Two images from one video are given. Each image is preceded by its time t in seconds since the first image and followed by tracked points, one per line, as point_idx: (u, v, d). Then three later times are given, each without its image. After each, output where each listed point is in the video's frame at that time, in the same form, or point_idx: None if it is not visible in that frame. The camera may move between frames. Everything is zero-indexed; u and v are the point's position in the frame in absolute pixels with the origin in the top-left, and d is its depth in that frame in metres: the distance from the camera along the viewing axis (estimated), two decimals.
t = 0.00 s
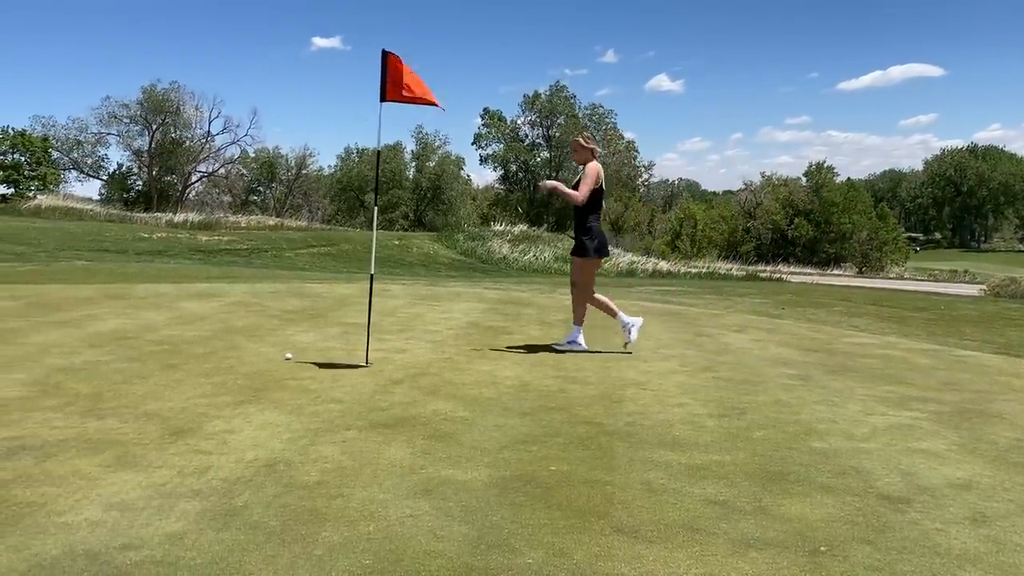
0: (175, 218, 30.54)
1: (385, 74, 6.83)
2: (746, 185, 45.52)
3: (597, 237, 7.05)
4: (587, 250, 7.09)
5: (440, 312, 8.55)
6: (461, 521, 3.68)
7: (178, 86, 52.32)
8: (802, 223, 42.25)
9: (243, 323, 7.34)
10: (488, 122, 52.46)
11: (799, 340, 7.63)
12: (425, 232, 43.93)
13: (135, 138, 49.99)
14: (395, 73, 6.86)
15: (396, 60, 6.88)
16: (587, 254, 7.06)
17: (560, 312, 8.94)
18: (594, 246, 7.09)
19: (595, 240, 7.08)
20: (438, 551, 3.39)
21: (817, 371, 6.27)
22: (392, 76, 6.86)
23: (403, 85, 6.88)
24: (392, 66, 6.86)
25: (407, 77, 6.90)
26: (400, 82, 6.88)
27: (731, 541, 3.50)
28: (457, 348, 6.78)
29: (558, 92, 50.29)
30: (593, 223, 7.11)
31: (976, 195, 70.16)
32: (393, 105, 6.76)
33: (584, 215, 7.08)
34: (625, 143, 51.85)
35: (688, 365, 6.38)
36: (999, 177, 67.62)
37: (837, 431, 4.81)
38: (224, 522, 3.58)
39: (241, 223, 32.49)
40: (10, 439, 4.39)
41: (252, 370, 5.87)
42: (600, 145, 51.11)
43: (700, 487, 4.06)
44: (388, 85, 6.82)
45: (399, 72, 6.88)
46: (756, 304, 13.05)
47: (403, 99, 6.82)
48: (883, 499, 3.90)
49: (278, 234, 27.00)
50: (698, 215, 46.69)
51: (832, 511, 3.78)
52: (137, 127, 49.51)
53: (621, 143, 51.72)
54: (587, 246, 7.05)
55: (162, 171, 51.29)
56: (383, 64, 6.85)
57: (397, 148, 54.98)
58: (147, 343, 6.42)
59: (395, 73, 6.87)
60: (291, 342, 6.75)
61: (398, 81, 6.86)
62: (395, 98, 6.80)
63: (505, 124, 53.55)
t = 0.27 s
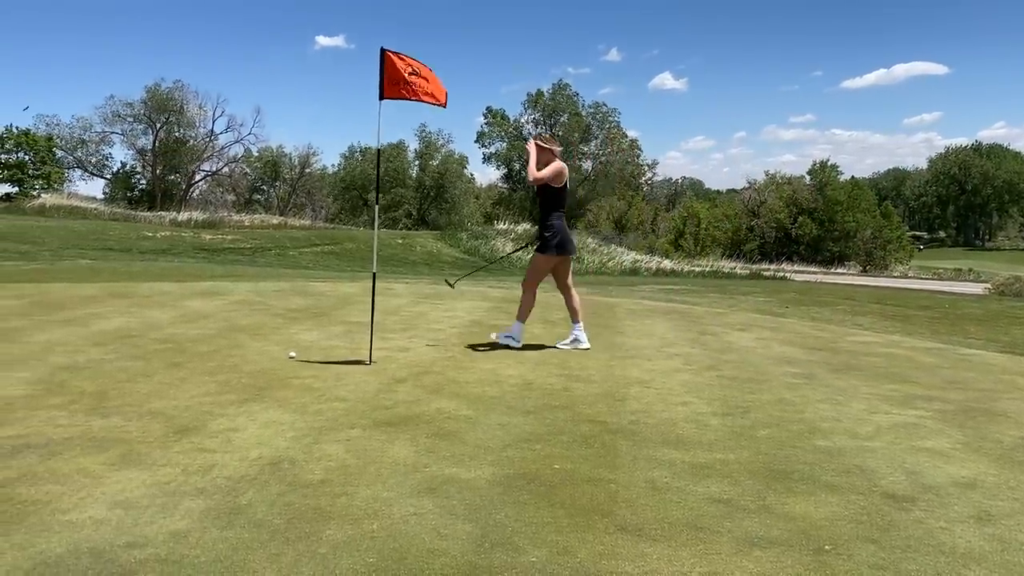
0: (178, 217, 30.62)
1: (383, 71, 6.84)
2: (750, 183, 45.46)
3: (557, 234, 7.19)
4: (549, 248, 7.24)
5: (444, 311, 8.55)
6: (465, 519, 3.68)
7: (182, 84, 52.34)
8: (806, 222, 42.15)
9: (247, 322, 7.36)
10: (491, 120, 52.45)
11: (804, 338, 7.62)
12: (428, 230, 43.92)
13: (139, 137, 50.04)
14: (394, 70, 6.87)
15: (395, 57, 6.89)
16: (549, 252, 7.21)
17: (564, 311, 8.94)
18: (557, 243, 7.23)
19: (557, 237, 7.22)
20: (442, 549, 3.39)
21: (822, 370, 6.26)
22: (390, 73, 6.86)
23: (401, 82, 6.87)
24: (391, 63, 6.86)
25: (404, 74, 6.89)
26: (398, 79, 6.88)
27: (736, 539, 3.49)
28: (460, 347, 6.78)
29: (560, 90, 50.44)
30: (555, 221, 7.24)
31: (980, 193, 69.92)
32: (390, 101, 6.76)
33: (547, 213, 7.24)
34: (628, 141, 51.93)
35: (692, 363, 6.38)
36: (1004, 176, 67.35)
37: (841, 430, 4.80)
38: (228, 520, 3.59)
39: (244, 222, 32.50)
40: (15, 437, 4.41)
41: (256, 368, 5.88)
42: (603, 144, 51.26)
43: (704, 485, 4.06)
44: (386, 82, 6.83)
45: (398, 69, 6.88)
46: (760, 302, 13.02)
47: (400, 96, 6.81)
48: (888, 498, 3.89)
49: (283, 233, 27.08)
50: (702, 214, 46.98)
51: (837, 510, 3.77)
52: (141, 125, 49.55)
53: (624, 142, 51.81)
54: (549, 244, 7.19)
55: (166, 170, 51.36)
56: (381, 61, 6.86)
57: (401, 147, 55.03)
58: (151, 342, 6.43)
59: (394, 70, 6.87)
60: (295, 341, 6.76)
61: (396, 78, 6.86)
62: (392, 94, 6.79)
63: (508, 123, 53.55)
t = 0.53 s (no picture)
0: (181, 215, 30.64)
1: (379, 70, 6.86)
2: (752, 181, 45.45)
3: (514, 233, 7.08)
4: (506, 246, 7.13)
5: (446, 309, 8.55)
6: (467, 518, 3.69)
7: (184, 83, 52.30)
8: (808, 220, 42.28)
9: (250, 320, 7.37)
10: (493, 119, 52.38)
11: (806, 337, 7.61)
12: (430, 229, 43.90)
13: (141, 136, 50.04)
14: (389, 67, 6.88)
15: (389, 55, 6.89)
16: (507, 251, 7.11)
17: (566, 309, 8.94)
18: (514, 241, 7.14)
19: (514, 235, 7.13)
20: (444, 548, 3.39)
21: (824, 368, 6.26)
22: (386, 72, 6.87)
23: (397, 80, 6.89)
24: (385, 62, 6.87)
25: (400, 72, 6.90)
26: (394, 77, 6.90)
27: (738, 538, 3.50)
28: (462, 345, 6.78)
29: (563, 89, 49.92)
30: (512, 219, 7.12)
31: (983, 191, 69.85)
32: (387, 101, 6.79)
33: (503, 211, 7.09)
34: (629, 140, 52.09)
35: (695, 361, 6.38)
36: (1007, 173, 67.23)
37: (844, 428, 4.80)
38: (231, 518, 3.59)
39: (247, 220, 32.54)
40: (17, 435, 4.41)
41: (258, 366, 5.88)
42: (605, 142, 51.67)
43: (706, 484, 4.06)
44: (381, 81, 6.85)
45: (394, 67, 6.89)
46: (762, 301, 13.01)
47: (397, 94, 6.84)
48: (891, 496, 3.89)
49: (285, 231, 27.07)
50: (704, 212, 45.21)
51: (840, 508, 3.77)
52: (143, 124, 49.52)
53: (626, 140, 51.84)
54: (507, 243, 7.09)
55: (169, 168, 51.36)
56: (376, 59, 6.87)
57: (403, 146, 55.02)
58: (154, 340, 6.44)
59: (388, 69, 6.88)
60: (298, 339, 6.77)
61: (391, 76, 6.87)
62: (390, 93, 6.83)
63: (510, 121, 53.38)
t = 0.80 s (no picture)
0: (182, 214, 30.67)
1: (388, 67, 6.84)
2: (753, 180, 45.54)
3: (480, 229, 6.88)
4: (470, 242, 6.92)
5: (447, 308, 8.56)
6: (468, 516, 3.69)
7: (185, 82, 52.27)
8: (809, 219, 42.28)
9: (251, 319, 7.37)
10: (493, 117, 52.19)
11: (807, 335, 7.61)
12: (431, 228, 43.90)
13: (142, 135, 50.06)
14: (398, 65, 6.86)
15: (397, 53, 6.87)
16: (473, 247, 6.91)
17: (567, 308, 8.95)
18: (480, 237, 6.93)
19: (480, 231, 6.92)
20: (445, 546, 3.40)
21: (825, 366, 6.25)
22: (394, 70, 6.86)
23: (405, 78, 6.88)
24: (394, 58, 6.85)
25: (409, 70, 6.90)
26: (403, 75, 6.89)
27: (739, 535, 3.50)
28: (463, 344, 6.79)
29: (563, 86, 50.13)
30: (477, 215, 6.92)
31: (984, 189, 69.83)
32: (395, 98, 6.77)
33: (467, 207, 6.89)
34: (630, 138, 52.07)
35: (695, 360, 6.38)
36: (1008, 172, 67.28)
37: (845, 427, 4.79)
38: (232, 517, 3.59)
39: (248, 218, 32.54)
40: (19, 433, 4.42)
41: (259, 365, 5.88)
42: (606, 141, 51.64)
43: (707, 482, 4.05)
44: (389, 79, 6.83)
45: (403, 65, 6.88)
46: (763, 299, 13.00)
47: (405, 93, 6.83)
48: (892, 494, 3.89)
49: (286, 230, 27.07)
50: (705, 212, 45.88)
51: (841, 507, 3.76)
52: (144, 123, 49.50)
53: (627, 138, 51.84)
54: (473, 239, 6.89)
55: (170, 167, 51.34)
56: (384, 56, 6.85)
57: (404, 144, 55.00)
58: (155, 339, 6.44)
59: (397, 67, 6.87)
60: (298, 337, 6.77)
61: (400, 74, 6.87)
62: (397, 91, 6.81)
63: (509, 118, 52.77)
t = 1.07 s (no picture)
0: (182, 212, 30.71)
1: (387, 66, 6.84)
2: (754, 178, 45.69)
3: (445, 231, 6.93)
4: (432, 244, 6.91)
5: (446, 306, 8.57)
6: (467, 514, 3.69)
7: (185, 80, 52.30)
8: (809, 217, 42.33)
9: (250, 318, 7.37)
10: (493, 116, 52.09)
11: (807, 334, 7.61)
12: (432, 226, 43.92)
13: (142, 133, 50.10)
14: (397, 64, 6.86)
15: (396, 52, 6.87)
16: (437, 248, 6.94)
17: (567, 306, 8.95)
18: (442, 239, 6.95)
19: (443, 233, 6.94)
20: (445, 544, 3.40)
21: (825, 365, 6.25)
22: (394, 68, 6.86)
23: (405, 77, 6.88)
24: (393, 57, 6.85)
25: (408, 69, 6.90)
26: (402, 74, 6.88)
27: (738, 534, 3.49)
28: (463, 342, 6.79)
29: (562, 86, 49.76)
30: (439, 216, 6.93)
31: (984, 187, 69.91)
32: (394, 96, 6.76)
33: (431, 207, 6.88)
34: (631, 137, 52.07)
35: (695, 358, 6.38)
36: (1009, 170, 67.46)
37: (845, 425, 4.79)
38: (231, 516, 3.59)
39: (248, 217, 32.56)
40: (19, 432, 4.42)
41: (259, 363, 5.89)
42: (606, 139, 51.60)
43: (707, 481, 4.05)
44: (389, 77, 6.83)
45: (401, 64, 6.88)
46: (763, 298, 12.99)
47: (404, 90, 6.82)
48: (891, 493, 3.89)
49: (286, 229, 27.08)
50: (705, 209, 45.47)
51: (840, 505, 3.76)
52: (143, 121, 49.54)
53: (627, 137, 51.86)
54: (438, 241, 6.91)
55: (170, 166, 51.36)
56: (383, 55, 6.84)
57: (404, 143, 54.95)
58: (155, 337, 6.45)
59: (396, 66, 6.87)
60: (298, 336, 6.78)
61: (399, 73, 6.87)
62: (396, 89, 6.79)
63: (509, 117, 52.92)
